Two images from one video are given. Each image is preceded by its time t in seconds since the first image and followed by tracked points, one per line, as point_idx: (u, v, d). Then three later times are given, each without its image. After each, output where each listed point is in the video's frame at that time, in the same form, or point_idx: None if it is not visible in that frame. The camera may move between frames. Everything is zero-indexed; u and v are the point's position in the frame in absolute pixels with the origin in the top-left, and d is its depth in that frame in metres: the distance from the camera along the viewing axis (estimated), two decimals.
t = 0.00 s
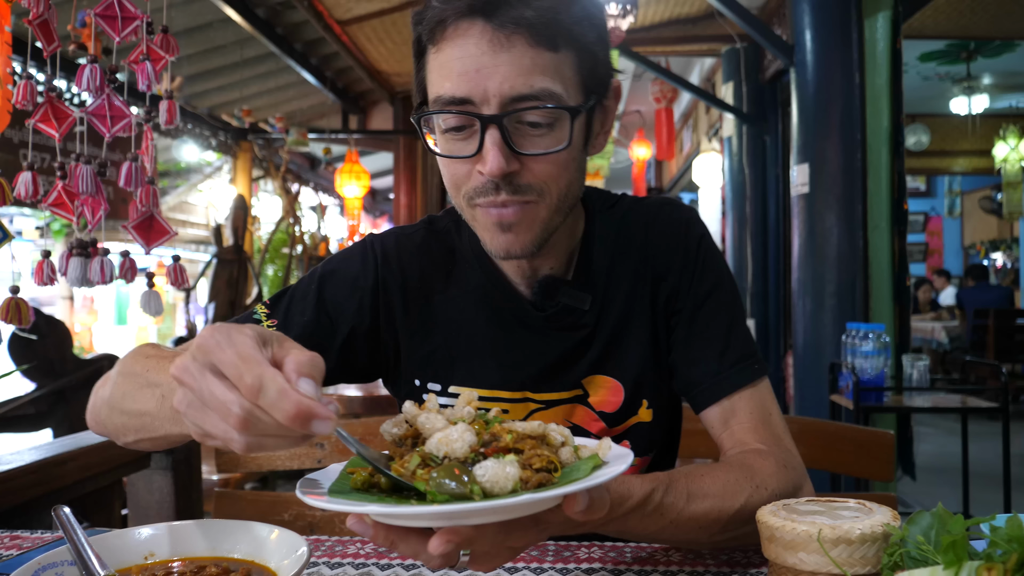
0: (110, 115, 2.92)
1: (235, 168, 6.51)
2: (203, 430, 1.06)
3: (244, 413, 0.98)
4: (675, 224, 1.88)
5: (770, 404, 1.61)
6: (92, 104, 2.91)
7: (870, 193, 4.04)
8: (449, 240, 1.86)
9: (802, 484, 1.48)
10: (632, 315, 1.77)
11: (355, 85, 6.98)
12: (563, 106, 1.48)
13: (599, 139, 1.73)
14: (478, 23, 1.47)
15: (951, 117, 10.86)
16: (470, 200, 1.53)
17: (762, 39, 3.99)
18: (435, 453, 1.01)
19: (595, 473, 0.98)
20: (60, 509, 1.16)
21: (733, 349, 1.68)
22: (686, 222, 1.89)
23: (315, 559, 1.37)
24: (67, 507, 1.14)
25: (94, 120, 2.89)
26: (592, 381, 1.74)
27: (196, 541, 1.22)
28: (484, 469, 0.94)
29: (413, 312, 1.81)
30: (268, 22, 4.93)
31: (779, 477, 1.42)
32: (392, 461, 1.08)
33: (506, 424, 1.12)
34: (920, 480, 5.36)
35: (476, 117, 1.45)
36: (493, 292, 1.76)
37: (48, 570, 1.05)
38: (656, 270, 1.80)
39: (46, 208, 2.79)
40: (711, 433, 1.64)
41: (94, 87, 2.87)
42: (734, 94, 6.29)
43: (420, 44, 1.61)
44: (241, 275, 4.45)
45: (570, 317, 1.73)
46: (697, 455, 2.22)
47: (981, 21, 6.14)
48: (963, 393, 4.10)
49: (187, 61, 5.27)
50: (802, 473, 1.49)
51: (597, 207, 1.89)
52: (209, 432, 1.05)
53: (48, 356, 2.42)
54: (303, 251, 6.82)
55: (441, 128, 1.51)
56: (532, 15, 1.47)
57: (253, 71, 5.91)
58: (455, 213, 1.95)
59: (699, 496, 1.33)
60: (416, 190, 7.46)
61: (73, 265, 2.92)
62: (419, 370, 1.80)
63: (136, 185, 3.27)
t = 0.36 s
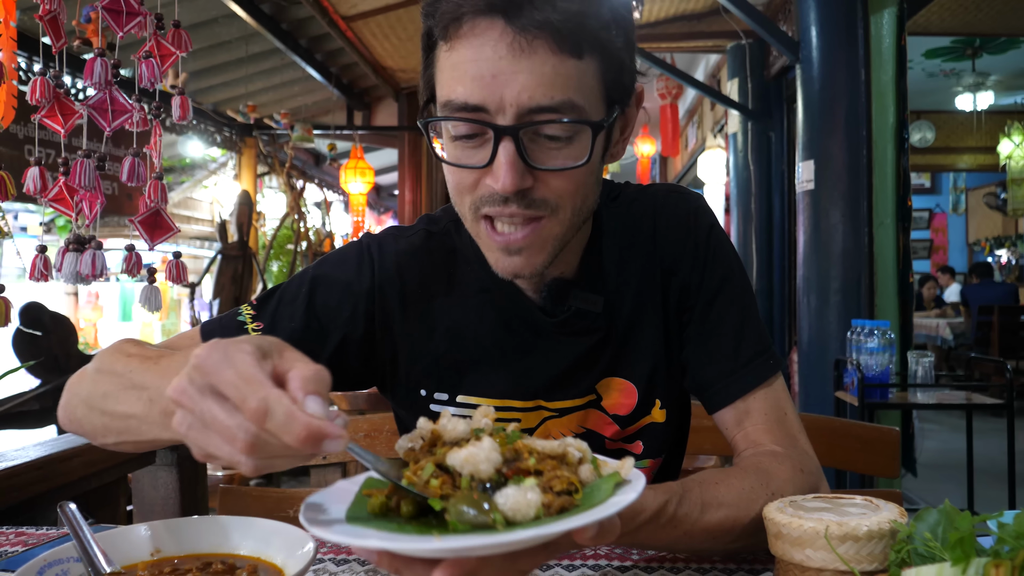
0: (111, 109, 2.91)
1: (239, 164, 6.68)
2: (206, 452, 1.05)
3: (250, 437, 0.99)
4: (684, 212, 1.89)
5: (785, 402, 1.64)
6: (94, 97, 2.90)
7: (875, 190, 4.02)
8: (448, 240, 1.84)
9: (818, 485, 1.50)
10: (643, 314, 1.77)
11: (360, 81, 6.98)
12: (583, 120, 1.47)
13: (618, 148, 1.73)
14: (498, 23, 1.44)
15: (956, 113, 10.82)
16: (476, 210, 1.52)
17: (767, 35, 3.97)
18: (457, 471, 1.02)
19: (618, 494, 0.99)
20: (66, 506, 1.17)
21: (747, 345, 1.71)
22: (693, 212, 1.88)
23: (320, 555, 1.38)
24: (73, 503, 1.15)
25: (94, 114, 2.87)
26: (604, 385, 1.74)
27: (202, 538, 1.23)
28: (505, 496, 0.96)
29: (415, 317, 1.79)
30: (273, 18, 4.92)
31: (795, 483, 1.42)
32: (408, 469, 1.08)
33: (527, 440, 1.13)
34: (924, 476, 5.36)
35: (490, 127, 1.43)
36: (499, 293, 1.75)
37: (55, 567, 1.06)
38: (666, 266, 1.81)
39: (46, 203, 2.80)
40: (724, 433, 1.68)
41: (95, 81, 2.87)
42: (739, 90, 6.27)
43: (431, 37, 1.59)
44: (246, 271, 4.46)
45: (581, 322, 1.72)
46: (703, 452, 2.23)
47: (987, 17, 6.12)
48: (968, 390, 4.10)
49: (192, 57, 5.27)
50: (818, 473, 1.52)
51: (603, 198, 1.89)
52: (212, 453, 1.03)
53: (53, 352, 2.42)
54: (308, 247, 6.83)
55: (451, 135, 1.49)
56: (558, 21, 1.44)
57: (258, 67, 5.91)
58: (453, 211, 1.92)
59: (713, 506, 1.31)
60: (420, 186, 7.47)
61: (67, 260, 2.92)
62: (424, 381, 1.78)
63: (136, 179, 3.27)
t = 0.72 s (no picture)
0: (114, 112, 2.91)
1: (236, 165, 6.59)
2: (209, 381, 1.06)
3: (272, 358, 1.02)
4: (676, 214, 1.89)
5: (785, 402, 1.65)
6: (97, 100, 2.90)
7: (871, 191, 4.02)
8: (434, 243, 1.82)
9: (822, 486, 1.50)
10: (638, 317, 1.77)
11: (357, 81, 6.97)
12: (585, 143, 1.44)
13: (617, 166, 1.71)
14: (506, 39, 1.41)
15: (953, 114, 10.85)
16: (471, 229, 1.50)
17: (763, 36, 3.97)
18: (461, 489, 1.02)
19: (625, 505, 1.01)
20: (62, 507, 1.16)
21: (746, 348, 1.72)
22: (687, 215, 1.89)
23: (318, 556, 1.38)
24: (69, 505, 1.15)
25: (97, 117, 2.88)
26: (597, 392, 1.73)
27: (198, 539, 1.22)
28: (511, 505, 0.97)
29: (403, 322, 1.77)
30: (270, 19, 4.92)
31: (799, 483, 1.43)
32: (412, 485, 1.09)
33: (529, 455, 1.15)
34: (921, 476, 5.37)
35: (490, 146, 1.41)
36: (493, 301, 1.73)
37: (52, 568, 1.06)
38: (660, 269, 1.81)
39: (49, 204, 2.78)
40: (724, 435, 1.69)
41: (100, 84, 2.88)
42: (736, 91, 6.28)
43: (433, 45, 1.56)
44: (243, 272, 4.45)
45: (575, 329, 1.72)
46: (699, 452, 2.23)
47: (984, 18, 6.13)
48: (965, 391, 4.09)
49: (190, 57, 5.27)
50: (821, 473, 1.53)
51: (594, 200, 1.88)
52: (219, 381, 1.05)
53: (49, 353, 2.42)
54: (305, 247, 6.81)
55: (449, 150, 1.46)
56: (567, 40, 1.41)
57: (256, 67, 5.91)
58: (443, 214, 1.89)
59: (721, 509, 1.32)
60: (418, 187, 7.47)
61: (75, 262, 2.91)
62: (415, 387, 1.76)
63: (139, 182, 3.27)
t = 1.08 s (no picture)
0: (116, 114, 2.95)
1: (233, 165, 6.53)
2: (215, 339, 1.07)
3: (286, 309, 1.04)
4: (676, 215, 1.89)
5: (794, 401, 1.69)
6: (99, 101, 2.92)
7: (869, 190, 4.04)
8: (432, 244, 1.81)
9: (835, 483, 1.53)
10: (638, 319, 1.77)
11: (355, 81, 6.97)
12: (595, 154, 1.43)
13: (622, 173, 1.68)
14: (520, 45, 1.36)
15: (950, 114, 10.87)
16: (475, 232, 1.50)
17: (761, 35, 3.96)
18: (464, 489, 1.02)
19: (631, 503, 1.00)
20: (60, 507, 1.16)
21: (753, 352, 1.74)
22: (688, 216, 1.89)
23: (317, 555, 1.38)
24: (67, 505, 1.14)
25: (100, 119, 2.90)
26: (596, 395, 1.74)
27: (197, 539, 1.22)
28: (515, 500, 0.98)
29: (399, 323, 1.76)
30: (268, 19, 4.92)
31: (810, 479, 1.46)
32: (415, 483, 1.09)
33: (541, 450, 1.16)
34: (920, 475, 5.38)
35: (499, 152, 1.39)
36: (493, 302, 1.72)
37: (49, 568, 1.05)
38: (660, 271, 1.82)
39: (53, 206, 2.79)
40: (734, 435, 1.73)
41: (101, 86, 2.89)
42: (733, 90, 6.28)
43: (440, 45, 1.50)
44: (241, 273, 4.44)
45: (574, 332, 1.71)
46: (698, 452, 2.23)
47: (981, 18, 6.14)
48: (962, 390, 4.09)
49: (187, 58, 5.26)
50: (832, 470, 1.56)
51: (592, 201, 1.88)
52: (224, 337, 1.06)
53: (46, 354, 2.42)
54: (303, 248, 6.81)
55: (456, 152, 1.44)
56: (582, 49, 1.38)
57: (254, 68, 5.91)
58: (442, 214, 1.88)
59: (733, 507, 1.34)
60: (416, 188, 7.47)
61: (79, 262, 2.92)
62: (413, 390, 1.76)
63: (143, 183, 3.26)
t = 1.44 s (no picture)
0: (104, 109, 2.94)
1: (232, 163, 6.65)
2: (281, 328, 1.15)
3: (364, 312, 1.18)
4: (677, 213, 1.88)
5: (798, 399, 1.69)
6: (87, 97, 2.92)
7: (868, 187, 4.03)
8: (430, 243, 1.79)
9: (840, 479, 1.53)
10: (640, 316, 1.77)
11: (353, 79, 6.95)
12: (618, 167, 1.42)
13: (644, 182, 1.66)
14: (558, 50, 1.30)
15: (948, 110, 10.85)
16: (487, 230, 1.48)
17: (760, 31, 3.94)
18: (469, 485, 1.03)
19: (643, 505, 0.98)
20: (59, 504, 1.15)
21: (756, 349, 1.74)
22: (688, 213, 1.89)
23: (316, 553, 1.37)
24: (66, 502, 1.14)
25: (88, 115, 2.89)
26: (598, 395, 1.73)
27: (197, 536, 1.21)
28: (528, 498, 0.97)
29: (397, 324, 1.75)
30: (264, 16, 4.90)
31: (816, 476, 1.46)
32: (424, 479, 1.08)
33: (552, 447, 1.14)
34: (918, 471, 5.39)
35: (523, 157, 1.36)
36: (495, 301, 1.70)
37: (47, 566, 1.04)
38: (663, 270, 1.81)
39: (43, 205, 2.78)
40: (739, 433, 1.72)
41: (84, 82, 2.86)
42: (732, 87, 6.26)
43: (470, 38, 1.44)
44: (239, 271, 4.43)
45: (576, 331, 1.70)
46: (698, 448, 2.23)
47: (981, 13, 6.13)
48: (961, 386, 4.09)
49: (183, 55, 5.24)
50: (838, 467, 1.56)
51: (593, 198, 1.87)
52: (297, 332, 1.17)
53: (44, 352, 2.41)
54: (301, 246, 6.82)
55: (478, 149, 1.41)
56: (620, 60, 1.34)
57: (251, 65, 5.89)
58: (442, 211, 1.86)
59: (740, 505, 1.35)
60: (414, 185, 7.45)
61: (68, 260, 2.92)
62: (413, 392, 1.75)
63: (130, 179, 3.24)
